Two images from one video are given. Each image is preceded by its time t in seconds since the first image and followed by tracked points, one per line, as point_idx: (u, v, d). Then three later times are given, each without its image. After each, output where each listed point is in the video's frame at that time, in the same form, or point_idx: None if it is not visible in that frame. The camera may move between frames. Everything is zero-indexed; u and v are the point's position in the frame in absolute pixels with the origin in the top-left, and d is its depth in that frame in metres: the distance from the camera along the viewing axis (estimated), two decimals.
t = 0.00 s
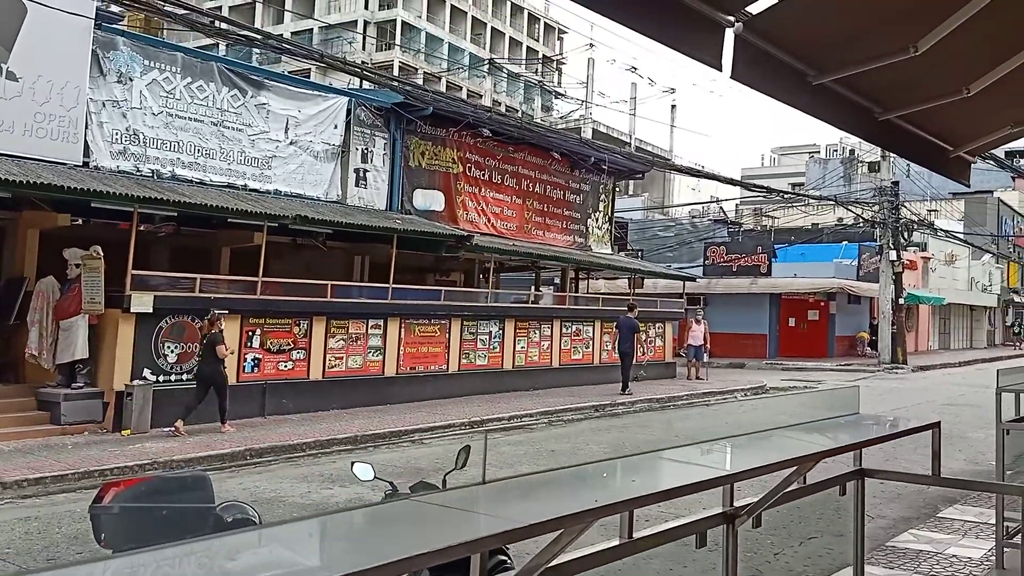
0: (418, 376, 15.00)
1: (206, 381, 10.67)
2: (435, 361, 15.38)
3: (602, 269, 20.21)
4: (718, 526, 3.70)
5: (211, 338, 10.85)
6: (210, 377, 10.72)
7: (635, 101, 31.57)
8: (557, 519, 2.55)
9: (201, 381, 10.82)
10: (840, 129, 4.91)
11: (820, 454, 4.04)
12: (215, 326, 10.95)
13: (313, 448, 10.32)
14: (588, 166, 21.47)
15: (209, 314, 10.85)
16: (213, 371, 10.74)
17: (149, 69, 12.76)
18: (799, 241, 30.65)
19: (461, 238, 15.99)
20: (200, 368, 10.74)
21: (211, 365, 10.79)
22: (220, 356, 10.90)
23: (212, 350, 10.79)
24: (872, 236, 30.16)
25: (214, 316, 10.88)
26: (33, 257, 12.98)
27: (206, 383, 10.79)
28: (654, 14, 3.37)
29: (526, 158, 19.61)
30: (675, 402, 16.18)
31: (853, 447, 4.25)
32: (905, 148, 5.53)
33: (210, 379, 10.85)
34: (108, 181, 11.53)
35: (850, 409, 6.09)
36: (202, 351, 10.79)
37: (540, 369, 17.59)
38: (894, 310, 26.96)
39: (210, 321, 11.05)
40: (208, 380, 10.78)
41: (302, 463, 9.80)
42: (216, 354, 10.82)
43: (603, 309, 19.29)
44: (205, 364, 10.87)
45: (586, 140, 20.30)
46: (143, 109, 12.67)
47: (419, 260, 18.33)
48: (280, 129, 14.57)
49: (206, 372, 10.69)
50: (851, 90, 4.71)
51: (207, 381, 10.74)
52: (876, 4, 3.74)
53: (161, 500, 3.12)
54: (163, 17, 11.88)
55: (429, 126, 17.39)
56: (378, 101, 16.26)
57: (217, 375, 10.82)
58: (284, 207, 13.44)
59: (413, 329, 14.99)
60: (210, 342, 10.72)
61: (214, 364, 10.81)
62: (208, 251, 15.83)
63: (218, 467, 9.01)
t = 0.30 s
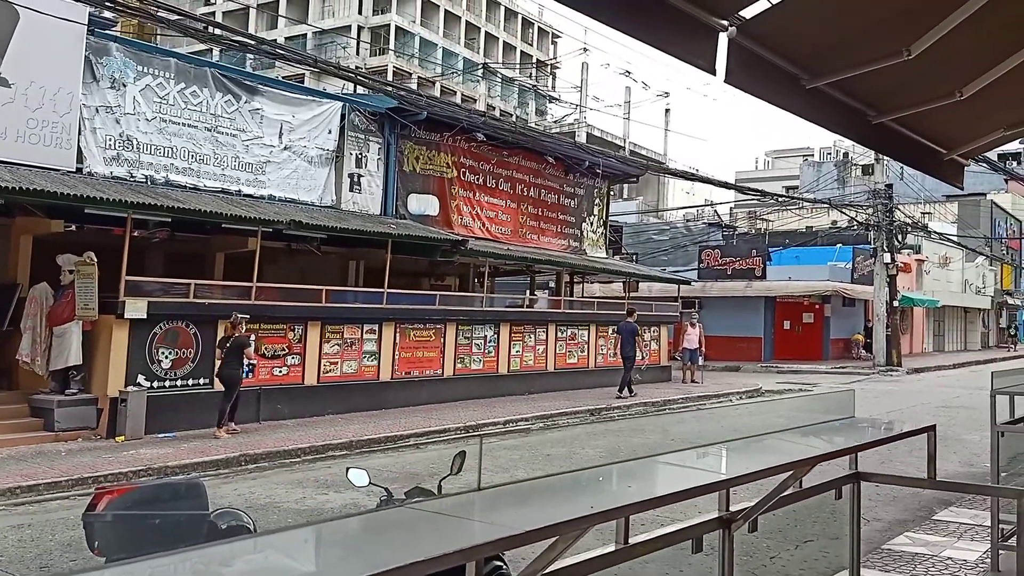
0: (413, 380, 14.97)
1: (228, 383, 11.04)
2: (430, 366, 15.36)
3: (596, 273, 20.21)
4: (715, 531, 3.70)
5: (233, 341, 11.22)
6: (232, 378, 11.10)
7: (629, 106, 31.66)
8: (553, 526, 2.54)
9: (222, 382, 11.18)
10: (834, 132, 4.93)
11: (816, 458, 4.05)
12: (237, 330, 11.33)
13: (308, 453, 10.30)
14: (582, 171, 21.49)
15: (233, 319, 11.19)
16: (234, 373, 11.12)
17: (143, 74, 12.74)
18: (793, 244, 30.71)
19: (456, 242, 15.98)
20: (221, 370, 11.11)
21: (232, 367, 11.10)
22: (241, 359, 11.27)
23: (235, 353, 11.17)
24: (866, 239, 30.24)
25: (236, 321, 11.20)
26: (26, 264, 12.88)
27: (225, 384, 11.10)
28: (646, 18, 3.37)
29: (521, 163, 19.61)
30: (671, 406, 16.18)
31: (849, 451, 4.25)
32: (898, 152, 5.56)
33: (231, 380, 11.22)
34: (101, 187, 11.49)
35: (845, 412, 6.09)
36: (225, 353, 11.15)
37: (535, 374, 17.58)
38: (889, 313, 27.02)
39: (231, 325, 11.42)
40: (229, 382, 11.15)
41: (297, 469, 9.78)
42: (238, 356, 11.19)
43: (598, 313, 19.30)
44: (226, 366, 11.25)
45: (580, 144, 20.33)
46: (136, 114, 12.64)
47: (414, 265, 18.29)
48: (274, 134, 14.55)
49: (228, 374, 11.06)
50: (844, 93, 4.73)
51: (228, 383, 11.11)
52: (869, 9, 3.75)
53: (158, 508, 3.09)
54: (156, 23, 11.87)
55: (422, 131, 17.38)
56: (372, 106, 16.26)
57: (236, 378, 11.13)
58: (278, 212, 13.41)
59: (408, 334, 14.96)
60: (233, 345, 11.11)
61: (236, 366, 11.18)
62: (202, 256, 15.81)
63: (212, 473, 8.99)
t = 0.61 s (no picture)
0: (408, 383, 14.95)
1: (245, 386, 11.34)
2: (425, 368, 15.33)
3: (591, 275, 20.21)
4: (710, 532, 3.71)
5: (251, 345, 11.54)
6: (249, 381, 11.39)
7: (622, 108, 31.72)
8: (549, 527, 2.53)
9: (239, 383, 11.50)
10: (828, 133, 4.94)
11: (812, 459, 4.06)
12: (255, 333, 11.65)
13: (302, 456, 10.27)
14: (576, 173, 21.52)
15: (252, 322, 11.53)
16: (251, 376, 11.42)
17: (135, 78, 12.71)
18: (787, 245, 30.80)
19: (450, 245, 15.97)
20: (239, 372, 11.42)
21: (250, 370, 11.45)
22: (258, 363, 11.58)
23: (251, 356, 11.47)
24: (859, 240, 30.34)
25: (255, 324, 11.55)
26: (19, 267, 12.84)
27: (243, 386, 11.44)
28: (638, 21, 3.38)
29: (514, 165, 19.63)
30: (665, 408, 16.18)
31: (844, 451, 4.25)
32: (892, 152, 5.57)
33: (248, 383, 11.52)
34: (93, 191, 11.45)
35: (840, 413, 6.10)
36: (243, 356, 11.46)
37: (530, 375, 17.58)
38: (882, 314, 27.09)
39: (250, 328, 11.76)
40: (246, 385, 11.45)
41: (291, 472, 9.75)
42: (255, 359, 11.50)
43: (593, 315, 19.33)
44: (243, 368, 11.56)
45: (574, 146, 20.33)
46: (129, 118, 12.60)
47: (408, 267, 18.27)
48: (267, 137, 14.53)
49: (245, 376, 11.37)
50: (837, 94, 4.74)
51: (245, 385, 11.41)
52: (860, 10, 3.77)
53: (155, 512, 3.07)
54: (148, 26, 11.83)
55: (416, 133, 17.37)
56: (366, 109, 16.24)
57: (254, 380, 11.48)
58: (272, 215, 13.38)
59: (402, 337, 14.94)
60: (250, 348, 11.41)
61: (253, 369, 11.48)
62: (195, 259, 15.77)
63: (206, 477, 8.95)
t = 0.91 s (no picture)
0: (404, 383, 14.93)
1: (264, 386, 11.46)
2: (422, 367, 15.32)
3: (587, 274, 20.20)
4: (708, 529, 3.71)
5: (269, 344, 11.61)
6: (270, 382, 11.52)
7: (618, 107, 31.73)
8: (546, 525, 2.54)
9: (257, 383, 11.57)
10: (824, 131, 4.95)
11: (809, 457, 4.06)
12: (274, 333, 11.72)
13: (299, 456, 10.26)
14: (572, 172, 21.51)
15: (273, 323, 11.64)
16: (270, 376, 11.52)
17: (131, 78, 12.68)
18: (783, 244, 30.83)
19: (447, 244, 15.94)
20: (259, 372, 11.49)
21: (271, 370, 11.56)
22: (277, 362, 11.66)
23: (269, 357, 11.54)
24: (855, 238, 30.37)
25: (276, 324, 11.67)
26: (15, 267, 12.81)
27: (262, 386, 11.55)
28: (633, 19, 3.38)
29: (511, 164, 19.61)
30: (662, 406, 16.17)
31: (840, 448, 4.26)
32: (887, 151, 5.58)
33: (267, 382, 11.62)
34: (89, 191, 11.42)
35: (837, 410, 6.11)
36: (261, 355, 11.52)
37: (527, 374, 17.58)
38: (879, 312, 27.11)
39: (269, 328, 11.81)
40: (265, 384, 11.56)
41: (288, 472, 9.74)
42: (272, 359, 11.58)
43: (590, 314, 19.34)
44: (263, 368, 11.66)
45: (570, 145, 20.33)
46: (124, 118, 12.58)
47: (404, 267, 18.25)
48: (263, 137, 14.51)
49: (264, 377, 11.47)
50: (833, 93, 4.75)
51: (264, 385, 11.52)
52: (856, 9, 3.77)
53: (152, 512, 3.07)
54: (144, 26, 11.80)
55: (412, 133, 17.36)
56: (362, 109, 16.23)
57: (274, 380, 11.60)
58: (268, 215, 13.36)
59: (399, 337, 14.93)
60: (267, 348, 11.49)
61: (272, 370, 11.59)
62: (191, 259, 15.75)
63: (202, 478, 8.94)
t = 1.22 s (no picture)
0: (402, 379, 14.93)
1: (288, 380, 12.03)
2: (419, 364, 15.31)
3: (584, 270, 20.20)
4: (704, 525, 3.72)
5: (292, 339, 12.16)
6: (292, 375, 12.07)
7: (615, 103, 31.72)
8: (543, 521, 2.54)
9: (282, 378, 12.14)
10: (820, 127, 4.95)
11: (806, 453, 4.07)
12: (296, 328, 12.26)
13: (296, 453, 10.26)
14: (569, 168, 21.49)
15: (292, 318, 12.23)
16: (293, 369, 12.09)
17: (126, 75, 12.63)
18: (780, 240, 30.85)
19: (444, 241, 15.93)
20: (282, 367, 12.06)
21: (292, 364, 12.12)
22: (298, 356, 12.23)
23: (291, 351, 12.11)
24: (851, 234, 30.40)
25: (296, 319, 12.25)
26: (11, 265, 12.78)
27: (287, 380, 12.11)
28: (630, 16, 3.37)
29: (507, 161, 19.59)
30: (659, 402, 16.20)
31: (837, 444, 4.26)
32: (884, 147, 5.58)
33: (292, 376, 12.20)
34: (85, 189, 11.39)
35: (833, 405, 6.13)
36: (283, 350, 12.11)
37: (524, 371, 17.59)
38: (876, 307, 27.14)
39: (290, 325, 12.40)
40: (287, 377, 12.13)
41: (285, 469, 9.74)
42: (294, 353, 12.16)
43: (587, 310, 19.35)
44: (285, 361, 12.22)
45: (567, 142, 20.32)
46: (120, 115, 12.54)
47: (401, 264, 18.23)
48: (259, 134, 14.48)
49: (287, 371, 12.02)
50: (830, 89, 4.76)
51: (287, 379, 12.09)
52: (852, 4, 3.77)
53: (148, 510, 3.08)
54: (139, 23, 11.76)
55: (408, 129, 17.34)
56: (358, 105, 16.21)
57: (296, 373, 12.15)
58: (264, 212, 13.34)
59: (396, 333, 14.92)
60: (290, 343, 12.03)
61: (294, 364, 12.15)
62: (188, 257, 15.73)
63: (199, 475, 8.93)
